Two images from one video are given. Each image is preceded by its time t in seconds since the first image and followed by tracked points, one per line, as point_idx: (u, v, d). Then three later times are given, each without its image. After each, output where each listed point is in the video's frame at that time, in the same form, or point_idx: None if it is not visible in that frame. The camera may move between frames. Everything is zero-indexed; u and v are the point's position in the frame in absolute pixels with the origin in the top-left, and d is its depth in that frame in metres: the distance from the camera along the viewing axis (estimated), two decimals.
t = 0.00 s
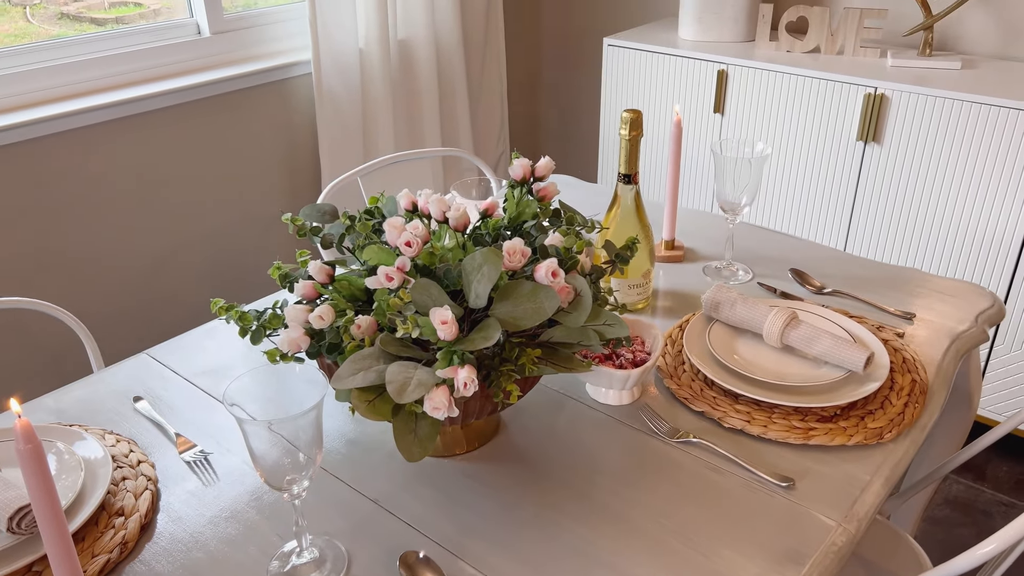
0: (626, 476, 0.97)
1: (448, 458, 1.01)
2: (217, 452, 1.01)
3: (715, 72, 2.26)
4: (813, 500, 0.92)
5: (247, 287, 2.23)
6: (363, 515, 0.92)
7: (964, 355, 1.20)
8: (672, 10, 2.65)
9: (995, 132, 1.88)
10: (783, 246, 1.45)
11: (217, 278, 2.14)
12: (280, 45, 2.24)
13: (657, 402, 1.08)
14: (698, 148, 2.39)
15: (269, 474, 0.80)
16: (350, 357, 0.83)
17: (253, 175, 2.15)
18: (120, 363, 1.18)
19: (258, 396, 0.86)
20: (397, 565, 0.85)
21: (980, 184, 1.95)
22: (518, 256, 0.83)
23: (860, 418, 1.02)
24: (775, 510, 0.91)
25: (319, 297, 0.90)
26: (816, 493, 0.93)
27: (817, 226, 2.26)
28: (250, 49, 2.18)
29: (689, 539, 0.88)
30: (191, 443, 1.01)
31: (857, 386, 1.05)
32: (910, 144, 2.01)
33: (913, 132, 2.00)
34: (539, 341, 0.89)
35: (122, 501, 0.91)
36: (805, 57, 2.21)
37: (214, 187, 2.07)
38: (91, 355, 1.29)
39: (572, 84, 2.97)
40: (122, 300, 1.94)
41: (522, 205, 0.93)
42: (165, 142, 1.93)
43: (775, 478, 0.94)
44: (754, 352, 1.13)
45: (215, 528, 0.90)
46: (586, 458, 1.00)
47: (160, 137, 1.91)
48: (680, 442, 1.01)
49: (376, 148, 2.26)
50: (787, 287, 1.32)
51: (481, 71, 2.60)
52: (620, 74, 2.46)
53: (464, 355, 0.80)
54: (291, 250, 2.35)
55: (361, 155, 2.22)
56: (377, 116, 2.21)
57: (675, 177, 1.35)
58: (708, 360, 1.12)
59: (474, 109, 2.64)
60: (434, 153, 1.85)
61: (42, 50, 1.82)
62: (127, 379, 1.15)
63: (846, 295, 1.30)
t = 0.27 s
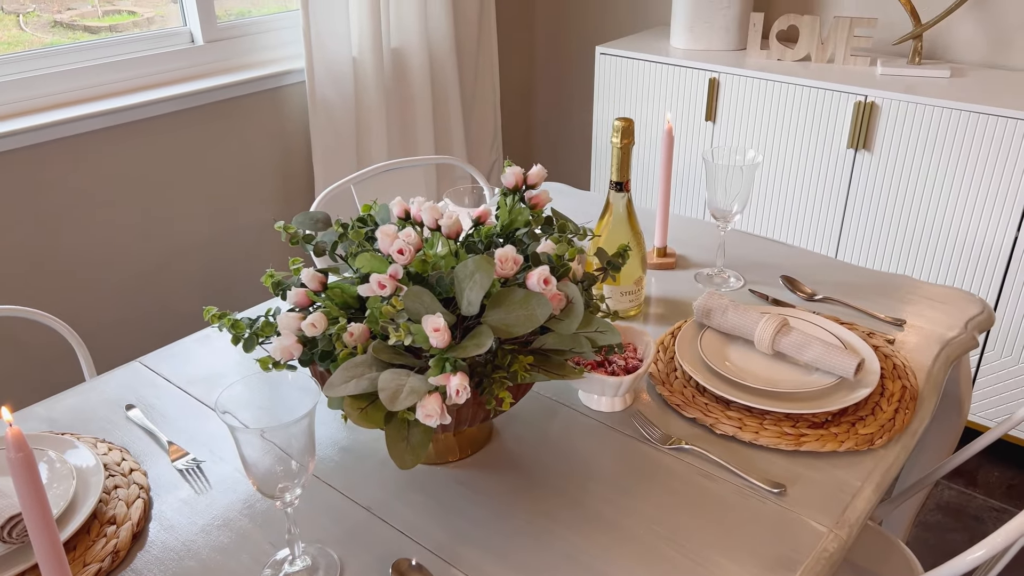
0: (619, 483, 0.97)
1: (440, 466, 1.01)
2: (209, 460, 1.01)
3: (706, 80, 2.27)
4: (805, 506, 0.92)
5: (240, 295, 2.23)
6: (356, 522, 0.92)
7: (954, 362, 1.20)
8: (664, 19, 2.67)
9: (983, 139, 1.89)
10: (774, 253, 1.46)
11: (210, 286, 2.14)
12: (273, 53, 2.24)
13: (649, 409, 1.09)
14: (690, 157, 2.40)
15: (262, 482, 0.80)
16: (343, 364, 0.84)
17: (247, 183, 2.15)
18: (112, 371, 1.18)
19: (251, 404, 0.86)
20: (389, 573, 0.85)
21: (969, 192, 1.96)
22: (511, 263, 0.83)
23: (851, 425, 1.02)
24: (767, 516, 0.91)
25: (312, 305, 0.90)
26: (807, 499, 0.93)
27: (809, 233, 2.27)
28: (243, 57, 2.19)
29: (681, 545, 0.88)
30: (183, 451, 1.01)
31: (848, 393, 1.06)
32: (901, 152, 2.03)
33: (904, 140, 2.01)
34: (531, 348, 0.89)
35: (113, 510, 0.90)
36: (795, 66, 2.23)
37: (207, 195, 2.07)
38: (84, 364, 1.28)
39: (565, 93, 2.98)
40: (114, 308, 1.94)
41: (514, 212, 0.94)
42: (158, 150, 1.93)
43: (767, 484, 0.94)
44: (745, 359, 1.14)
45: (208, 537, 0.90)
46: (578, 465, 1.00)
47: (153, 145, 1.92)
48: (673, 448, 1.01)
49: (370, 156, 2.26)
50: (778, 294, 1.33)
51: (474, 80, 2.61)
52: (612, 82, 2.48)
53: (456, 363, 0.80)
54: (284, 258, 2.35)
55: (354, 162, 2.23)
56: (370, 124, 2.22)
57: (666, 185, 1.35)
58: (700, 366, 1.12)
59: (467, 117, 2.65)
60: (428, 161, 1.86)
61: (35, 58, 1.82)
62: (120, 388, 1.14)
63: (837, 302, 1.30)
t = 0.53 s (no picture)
0: (612, 490, 0.97)
1: (433, 474, 1.01)
2: (201, 469, 1.00)
3: (698, 88, 2.28)
4: (797, 514, 0.92)
5: (233, 302, 2.22)
6: (348, 531, 0.91)
7: (946, 368, 1.21)
8: (656, 27, 2.68)
9: (974, 147, 1.91)
10: (766, 260, 1.47)
11: (203, 293, 2.13)
12: (267, 61, 2.24)
13: (642, 416, 1.09)
14: (682, 164, 2.41)
15: (254, 491, 0.80)
16: (335, 373, 0.83)
17: (240, 190, 2.15)
18: (104, 380, 1.18)
19: (243, 412, 0.86)
20: None
21: (960, 199, 1.97)
22: (503, 271, 0.83)
23: (844, 431, 1.03)
24: (760, 524, 0.91)
25: (305, 313, 0.90)
26: (800, 506, 0.93)
27: (801, 240, 2.28)
28: (236, 65, 2.19)
29: (675, 553, 0.88)
30: (175, 459, 1.01)
31: (841, 399, 1.06)
32: (892, 160, 2.04)
33: (895, 148, 2.02)
34: (524, 355, 0.89)
35: (104, 519, 0.90)
36: (787, 74, 2.24)
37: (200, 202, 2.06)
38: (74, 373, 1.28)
39: (558, 100, 2.99)
40: (107, 316, 1.93)
41: (507, 220, 0.94)
42: (151, 157, 1.93)
43: (759, 491, 0.95)
44: (738, 366, 1.14)
45: (199, 546, 0.89)
46: (571, 472, 1.00)
47: (146, 153, 1.91)
48: (666, 456, 1.01)
49: (363, 163, 2.26)
50: (770, 301, 1.33)
51: (467, 88, 2.61)
52: (605, 90, 2.48)
53: (449, 371, 0.80)
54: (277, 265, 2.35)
55: (347, 170, 2.23)
56: (364, 131, 2.22)
57: (659, 193, 1.36)
58: (692, 374, 1.13)
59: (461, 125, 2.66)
60: (421, 168, 1.86)
61: (28, 66, 1.82)
62: (111, 397, 1.14)
63: (829, 309, 1.31)
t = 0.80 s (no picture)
0: (604, 498, 0.97)
1: (425, 482, 1.01)
2: (192, 478, 1.00)
3: (690, 96, 2.29)
4: (789, 520, 0.92)
5: (225, 310, 2.22)
6: (340, 539, 0.91)
7: (936, 375, 1.21)
8: (648, 36, 2.70)
9: (963, 154, 1.92)
10: (758, 267, 1.47)
11: (195, 301, 2.13)
12: (259, 68, 2.25)
13: (634, 423, 1.09)
14: (673, 171, 2.42)
15: (246, 500, 0.80)
16: (326, 381, 0.83)
17: (232, 197, 2.15)
18: (95, 388, 1.17)
19: (234, 421, 0.86)
20: None
21: (950, 206, 1.98)
22: (495, 279, 0.83)
23: (835, 438, 1.03)
24: (751, 531, 0.91)
25: (296, 321, 0.90)
26: (791, 513, 0.93)
27: (792, 247, 2.29)
28: (229, 73, 2.19)
29: (667, 560, 0.88)
30: (166, 468, 1.01)
31: (832, 406, 1.07)
32: (882, 167, 2.05)
33: (885, 155, 2.04)
34: (516, 363, 0.89)
35: (95, 529, 0.89)
36: (778, 81, 2.25)
37: (193, 210, 2.06)
38: (65, 381, 1.27)
39: (550, 108, 3.00)
40: (99, 324, 1.92)
41: (499, 228, 0.94)
42: (143, 165, 1.92)
43: (751, 498, 0.95)
44: (729, 373, 1.14)
45: (190, 555, 0.89)
46: (563, 480, 1.00)
47: (138, 160, 1.91)
48: (658, 463, 1.01)
49: (356, 171, 2.26)
50: (762, 307, 1.34)
51: (460, 95, 2.62)
52: (597, 98, 2.49)
53: (441, 379, 0.80)
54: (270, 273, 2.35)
55: (340, 177, 2.23)
56: (356, 139, 2.22)
57: (651, 200, 1.36)
58: (684, 381, 1.13)
59: (453, 132, 2.66)
60: (414, 176, 1.86)
61: (20, 73, 1.81)
62: (102, 405, 1.13)
63: (820, 316, 1.31)
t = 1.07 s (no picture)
0: (596, 503, 0.97)
1: (416, 488, 1.01)
2: (183, 485, 1.00)
3: (681, 103, 2.30)
4: (779, 525, 0.93)
5: (217, 318, 2.21)
6: (331, 546, 0.91)
7: (926, 380, 1.22)
8: (639, 43, 2.71)
9: (952, 161, 1.93)
10: (748, 273, 1.48)
11: (187, 308, 2.12)
12: (251, 75, 2.25)
13: (625, 429, 1.09)
14: (664, 178, 2.43)
15: (235, 507, 0.80)
16: (317, 388, 0.83)
17: (224, 205, 2.15)
18: (85, 396, 1.17)
19: (224, 428, 0.86)
20: None
21: (939, 212, 2.00)
22: (486, 285, 0.84)
23: (825, 443, 1.03)
24: (742, 536, 0.92)
25: (287, 328, 0.90)
26: (782, 518, 0.94)
27: (783, 253, 2.30)
28: (221, 80, 2.19)
29: (658, 566, 0.88)
30: (157, 476, 1.00)
31: (822, 411, 1.07)
32: (872, 173, 2.07)
33: (875, 162, 2.05)
34: (507, 369, 0.89)
35: (84, 537, 0.89)
36: (768, 89, 2.27)
37: (184, 217, 2.06)
38: (55, 388, 1.27)
39: (542, 116, 3.01)
40: (90, 332, 1.92)
41: (490, 234, 0.95)
42: (135, 172, 1.92)
43: (741, 503, 0.95)
44: (720, 379, 1.15)
45: (181, 563, 0.89)
46: (555, 486, 1.00)
47: (130, 167, 1.91)
48: (649, 468, 1.02)
49: (348, 178, 2.27)
50: (752, 313, 1.34)
51: (452, 102, 2.63)
52: (589, 105, 2.50)
53: (432, 385, 0.80)
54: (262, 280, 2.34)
55: (332, 184, 2.23)
56: (349, 146, 2.23)
57: (642, 206, 1.37)
58: (675, 387, 1.13)
59: (446, 140, 2.67)
60: (406, 183, 1.87)
61: (11, 80, 1.81)
62: (92, 413, 1.13)
63: (810, 321, 1.32)
